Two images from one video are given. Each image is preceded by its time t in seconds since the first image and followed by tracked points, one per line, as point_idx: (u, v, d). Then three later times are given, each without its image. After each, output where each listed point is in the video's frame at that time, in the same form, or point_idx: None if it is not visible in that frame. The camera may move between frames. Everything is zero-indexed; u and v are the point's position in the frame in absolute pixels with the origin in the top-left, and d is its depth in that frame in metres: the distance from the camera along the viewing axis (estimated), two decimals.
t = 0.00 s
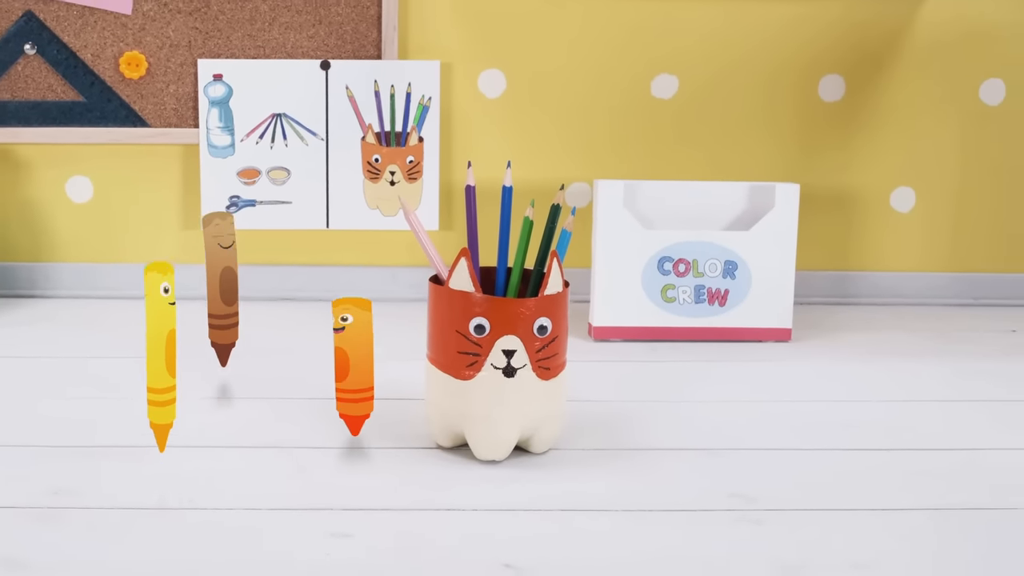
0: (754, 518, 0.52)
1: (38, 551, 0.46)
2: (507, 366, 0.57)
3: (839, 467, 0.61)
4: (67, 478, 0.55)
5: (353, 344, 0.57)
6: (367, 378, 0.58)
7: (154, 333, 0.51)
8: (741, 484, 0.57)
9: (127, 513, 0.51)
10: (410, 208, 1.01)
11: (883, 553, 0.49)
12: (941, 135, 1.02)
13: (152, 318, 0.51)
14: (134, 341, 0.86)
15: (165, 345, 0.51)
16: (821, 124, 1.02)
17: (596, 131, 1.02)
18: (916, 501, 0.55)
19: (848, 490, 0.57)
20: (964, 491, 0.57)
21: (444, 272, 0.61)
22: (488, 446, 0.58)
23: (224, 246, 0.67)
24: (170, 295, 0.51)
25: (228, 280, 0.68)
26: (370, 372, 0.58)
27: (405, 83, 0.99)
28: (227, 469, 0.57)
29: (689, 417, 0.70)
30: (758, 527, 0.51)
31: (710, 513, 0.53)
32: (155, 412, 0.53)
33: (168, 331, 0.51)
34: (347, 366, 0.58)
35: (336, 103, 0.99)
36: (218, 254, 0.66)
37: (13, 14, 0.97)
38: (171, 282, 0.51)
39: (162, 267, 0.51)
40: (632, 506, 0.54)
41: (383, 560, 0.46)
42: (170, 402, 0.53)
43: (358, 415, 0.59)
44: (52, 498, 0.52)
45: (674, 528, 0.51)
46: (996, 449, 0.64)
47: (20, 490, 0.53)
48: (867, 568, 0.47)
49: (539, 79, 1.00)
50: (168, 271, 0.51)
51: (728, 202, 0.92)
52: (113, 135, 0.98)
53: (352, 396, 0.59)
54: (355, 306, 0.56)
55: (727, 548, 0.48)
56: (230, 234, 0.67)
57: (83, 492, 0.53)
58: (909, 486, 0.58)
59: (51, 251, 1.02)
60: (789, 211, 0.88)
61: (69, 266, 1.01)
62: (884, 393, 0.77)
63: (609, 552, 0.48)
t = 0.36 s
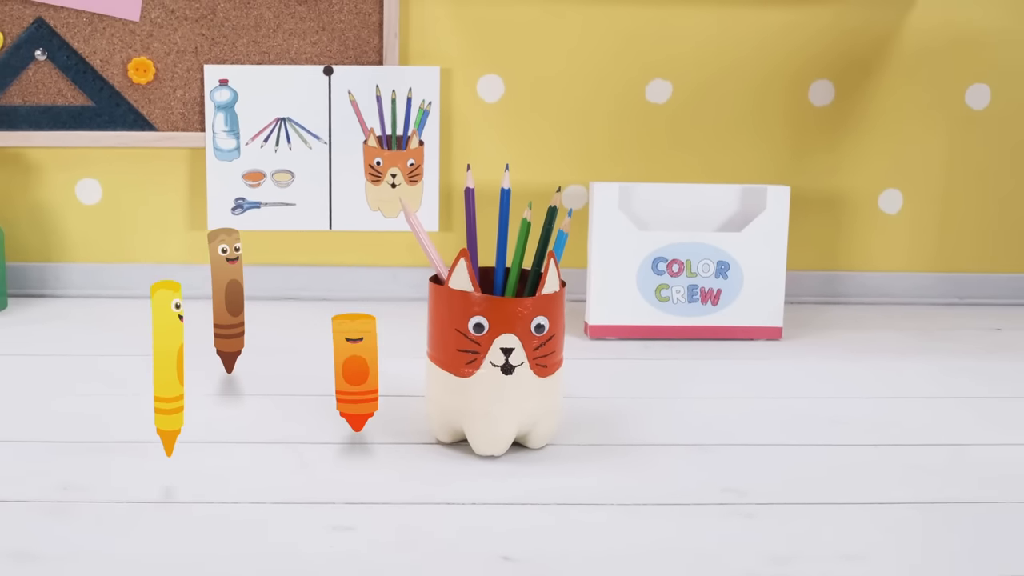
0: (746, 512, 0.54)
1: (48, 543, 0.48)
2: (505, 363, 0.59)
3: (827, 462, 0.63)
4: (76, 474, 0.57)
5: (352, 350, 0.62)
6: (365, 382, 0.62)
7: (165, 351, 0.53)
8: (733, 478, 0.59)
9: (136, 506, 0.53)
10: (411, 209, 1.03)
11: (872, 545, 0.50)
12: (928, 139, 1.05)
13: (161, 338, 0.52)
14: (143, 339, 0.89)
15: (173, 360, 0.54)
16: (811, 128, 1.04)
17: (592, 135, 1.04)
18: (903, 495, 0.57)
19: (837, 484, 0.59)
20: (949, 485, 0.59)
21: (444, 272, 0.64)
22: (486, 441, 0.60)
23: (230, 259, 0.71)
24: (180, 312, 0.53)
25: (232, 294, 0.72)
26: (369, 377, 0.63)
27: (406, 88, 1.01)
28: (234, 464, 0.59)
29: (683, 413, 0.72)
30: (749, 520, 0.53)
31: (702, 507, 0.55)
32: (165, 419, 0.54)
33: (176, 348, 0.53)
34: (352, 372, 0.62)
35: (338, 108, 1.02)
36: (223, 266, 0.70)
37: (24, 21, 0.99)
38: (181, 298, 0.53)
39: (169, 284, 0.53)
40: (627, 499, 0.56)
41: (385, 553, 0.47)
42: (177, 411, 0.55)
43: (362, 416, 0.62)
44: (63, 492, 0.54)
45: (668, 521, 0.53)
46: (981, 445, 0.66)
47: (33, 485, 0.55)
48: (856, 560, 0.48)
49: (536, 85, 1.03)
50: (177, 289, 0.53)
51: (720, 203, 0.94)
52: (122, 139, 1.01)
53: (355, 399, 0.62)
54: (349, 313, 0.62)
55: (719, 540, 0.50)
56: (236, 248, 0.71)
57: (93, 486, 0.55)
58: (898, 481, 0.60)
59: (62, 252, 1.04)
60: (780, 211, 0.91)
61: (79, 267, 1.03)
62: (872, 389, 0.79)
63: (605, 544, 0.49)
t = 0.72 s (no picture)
0: (736, 505, 0.56)
1: (58, 537, 0.50)
2: (503, 361, 0.61)
3: (814, 457, 0.65)
4: (87, 468, 0.59)
5: (361, 328, 0.62)
6: (370, 367, 0.64)
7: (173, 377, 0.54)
8: (724, 473, 0.62)
9: (143, 500, 0.55)
10: (411, 211, 1.06)
11: (861, 537, 0.52)
12: (915, 142, 1.07)
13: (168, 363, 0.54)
14: (152, 337, 0.91)
15: (181, 385, 0.55)
16: (800, 132, 1.07)
17: (588, 138, 1.07)
18: (890, 489, 0.59)
19: (825, 478, 0.61)
20: (937, 480, 0.61)
21: (443, 273, 0.66)
22: (485, 436, 0.62)
23: (236, 259, 0.73)
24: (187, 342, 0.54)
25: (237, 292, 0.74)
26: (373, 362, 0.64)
27: (407, 93, 1.04)
28: (238, 459, 0.61)
29: (675, 409, 0.74)
30: (740, 513, 0.55)
31: (695, 500, 0.57)
32: (171, 437, 0.56)
33: (185, 375, 0.54)
34: (359, 353, 0.63)
35: (341, 113, 1.04)
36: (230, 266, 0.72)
37: (35, 28, 1.02)
38: (188, 328, 0.54)
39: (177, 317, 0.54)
40: (622, 493, 0.58)
41: (386, 544, 0.50)
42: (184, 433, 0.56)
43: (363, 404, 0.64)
44: (73, 487, 0.56)
45: (660, 514, 0.55)
46: (966, 441, 0.68)
47: (46, 479, 0.57)
48: (843, 552, 0.50)
49: (534, 90, 1.06)
50: (184, 318, 0.54)
51: (712, 205, 0.97)
52: (130, 142, 1.04)
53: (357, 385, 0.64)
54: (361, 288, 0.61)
55: (710, 533, 0.53)
56: (241, 249, 0.73)
57: (102, 480, 0.57)
58: (886, 476, 0.62)
59: (71, 252, 1.07)
60: (771, 214, 0.93)
61: (88, 267, 1.06)
62: (859, 386, 0.81)
63: (602, 536, 0.52)
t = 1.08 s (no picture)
0: (729, 499, 0.56)
1: (68, 530, 0.50)
2: (501, 359, 0.64)
3: (807, 452, 0.65)
4: (94, 462, 0.60)
5: (395, 246, 0.72)
6: (404, 288, 0.77)
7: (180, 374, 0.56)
8: (719, 468, 0.61)
9: (151, 496, 0.55)
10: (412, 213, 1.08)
11: (851, 530, 0.52)
12: (900, 146, 1.13)
13: (176, 358, 0.56)
14: (159, 335, 0.94)
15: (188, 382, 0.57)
16: (790, 137, 1.12)
17: (587, 143, 1.11)
18: (881, 483, 0.59)
19: (820, 471, 0.61)
20: (929, 473, 0.61)
21: (443, 273, 0.68)
22: (484, 432, 0.64)
23: (241, 259, 0.74)
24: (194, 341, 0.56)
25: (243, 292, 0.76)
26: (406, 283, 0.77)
27: (407, 98, 1.07)
28: (243, 453, 0.62)
29: (671, 405, 0.75)
30: (732, 507, 0.55)
31: (688, 495, 0.57)
32: (178, 432, 0.58)
33: (191, 371, 0.56)
34: (394, 272, 0.74)
35: (343, 118, 1.07)
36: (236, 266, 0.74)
37: (46, 34, 1.05)
38: (195, 327, 0.56)
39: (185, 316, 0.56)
40: (617, 488, 0.58)
41: (386, 539, 0.50)
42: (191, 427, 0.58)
43: (397, 327, 0.81)
44: (82, 481, 0.57)
45: (656, 508, 0.55)
46: (950, 436, 0.69)
47: (54, 473, 0.58)
48: (835, 546, 0.50)
49: (535, 96, 1.10)
50: (191, 318, 0.56)
51: (705, 206, 0.99)
52: (139, 146, 1.07)
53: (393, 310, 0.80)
54: (387, 203, 0.69)
55: (702, 524, 0.53)
56: (247, 250, 0.74)
57: (110, 475, 0.58)
58: (879, 469, 0.62)
59: (81, 252, 1.10)
60: (762, 216, 0.96)
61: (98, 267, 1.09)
62: (849, 382, 0.83)
63: (593, 530, 0.52)
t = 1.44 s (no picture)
0: (724, 496, 0.58)
1: (75, 526, 0.52)
2: (500, 357, 0.65)
3: (800, 449, 0.66)
4: (100, 460, 0.61)
5: (348, 312, 0.66)
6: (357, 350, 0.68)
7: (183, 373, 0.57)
8: (714, 465, 0.63)
9: (157, 492, 0.56)
10: (413, 214, 1.11)
11: (843, 525, 0.54)
12: (893, 148, 1.15)
13: (179, 358, 0.57)
14: (162, 334, 0.95)
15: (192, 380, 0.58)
16: (785, 139, 1.14)
17: (584, 144, 1.12)
18: (874, 480, 0.60)
19: (813, 468, 0.62)
20: (921, 471, 0.62)
21: (443, 273, 0.70)
22: (483, 430, 0.66)
23: (244, 260, 0.76)
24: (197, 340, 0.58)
25: (245, 291, 0.77)
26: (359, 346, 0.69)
27: (407, 101, 1.09)
28: (245, 450, 0.64)
29: (667, 403, 0.77)
30: (727, 503, 0.57)
31: (684, 491, 0.58)
32: (181, 430, 0.59)
33: (194, 370, 0.58)
34: (346, 337, 0.67)
35: (344, 120, 1.09)
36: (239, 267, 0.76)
37: (51, 38, 1.06)
38: (198, 327, 0.57)
39: (189, 316, 0.57)
40: (614, 484, 0.59)
41: (388, 535, 0.51)
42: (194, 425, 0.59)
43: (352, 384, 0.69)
44: (87, 478, 0.58)
45: (651, 504, 0.56)
46: (946, 434, 0.70)
47: (61, 470, 0.59)
48: (828, 541, 0.52)
49: (533, 98, 1.11)
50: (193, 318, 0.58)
51: (701, 207, 1.01)
52: (143, 148, 1.08)
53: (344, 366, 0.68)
54: (341, 275, 0.65)
55: (699, 521, 0.54)
56: (249, 250, 0.76)
57: (116, 472, 0.59)
58: (871, 466, 0.63)
59: (86, 253, 1.12)
60: (758, 216, 0.97)
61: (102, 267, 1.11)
62: (843, 381, 0.84)
63: (589, 527, 0.53)
